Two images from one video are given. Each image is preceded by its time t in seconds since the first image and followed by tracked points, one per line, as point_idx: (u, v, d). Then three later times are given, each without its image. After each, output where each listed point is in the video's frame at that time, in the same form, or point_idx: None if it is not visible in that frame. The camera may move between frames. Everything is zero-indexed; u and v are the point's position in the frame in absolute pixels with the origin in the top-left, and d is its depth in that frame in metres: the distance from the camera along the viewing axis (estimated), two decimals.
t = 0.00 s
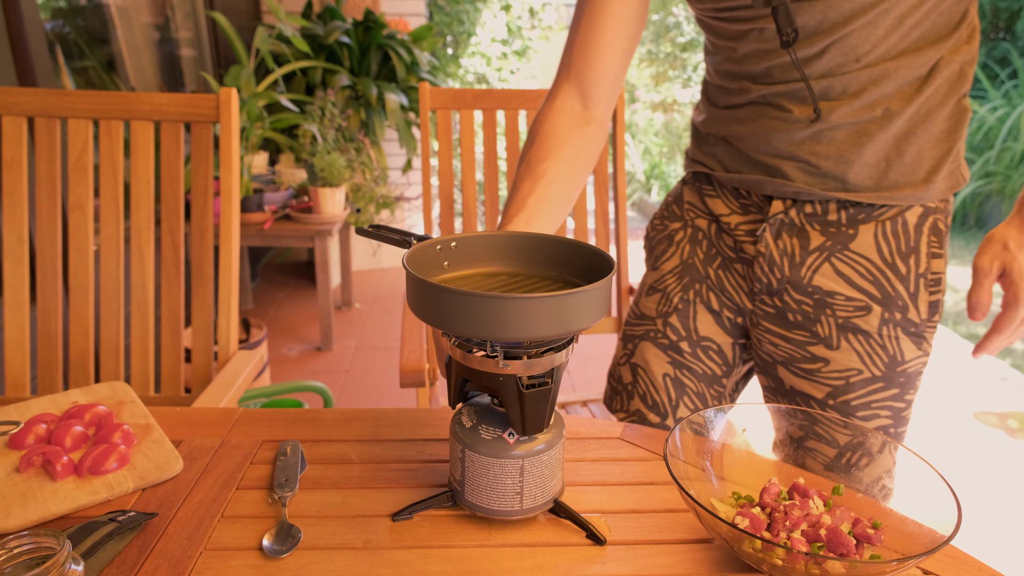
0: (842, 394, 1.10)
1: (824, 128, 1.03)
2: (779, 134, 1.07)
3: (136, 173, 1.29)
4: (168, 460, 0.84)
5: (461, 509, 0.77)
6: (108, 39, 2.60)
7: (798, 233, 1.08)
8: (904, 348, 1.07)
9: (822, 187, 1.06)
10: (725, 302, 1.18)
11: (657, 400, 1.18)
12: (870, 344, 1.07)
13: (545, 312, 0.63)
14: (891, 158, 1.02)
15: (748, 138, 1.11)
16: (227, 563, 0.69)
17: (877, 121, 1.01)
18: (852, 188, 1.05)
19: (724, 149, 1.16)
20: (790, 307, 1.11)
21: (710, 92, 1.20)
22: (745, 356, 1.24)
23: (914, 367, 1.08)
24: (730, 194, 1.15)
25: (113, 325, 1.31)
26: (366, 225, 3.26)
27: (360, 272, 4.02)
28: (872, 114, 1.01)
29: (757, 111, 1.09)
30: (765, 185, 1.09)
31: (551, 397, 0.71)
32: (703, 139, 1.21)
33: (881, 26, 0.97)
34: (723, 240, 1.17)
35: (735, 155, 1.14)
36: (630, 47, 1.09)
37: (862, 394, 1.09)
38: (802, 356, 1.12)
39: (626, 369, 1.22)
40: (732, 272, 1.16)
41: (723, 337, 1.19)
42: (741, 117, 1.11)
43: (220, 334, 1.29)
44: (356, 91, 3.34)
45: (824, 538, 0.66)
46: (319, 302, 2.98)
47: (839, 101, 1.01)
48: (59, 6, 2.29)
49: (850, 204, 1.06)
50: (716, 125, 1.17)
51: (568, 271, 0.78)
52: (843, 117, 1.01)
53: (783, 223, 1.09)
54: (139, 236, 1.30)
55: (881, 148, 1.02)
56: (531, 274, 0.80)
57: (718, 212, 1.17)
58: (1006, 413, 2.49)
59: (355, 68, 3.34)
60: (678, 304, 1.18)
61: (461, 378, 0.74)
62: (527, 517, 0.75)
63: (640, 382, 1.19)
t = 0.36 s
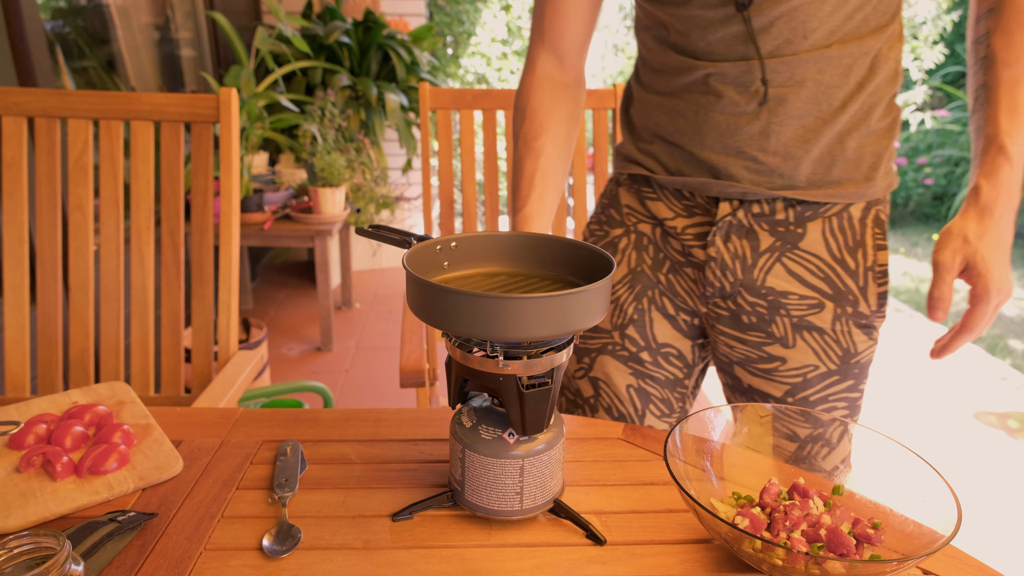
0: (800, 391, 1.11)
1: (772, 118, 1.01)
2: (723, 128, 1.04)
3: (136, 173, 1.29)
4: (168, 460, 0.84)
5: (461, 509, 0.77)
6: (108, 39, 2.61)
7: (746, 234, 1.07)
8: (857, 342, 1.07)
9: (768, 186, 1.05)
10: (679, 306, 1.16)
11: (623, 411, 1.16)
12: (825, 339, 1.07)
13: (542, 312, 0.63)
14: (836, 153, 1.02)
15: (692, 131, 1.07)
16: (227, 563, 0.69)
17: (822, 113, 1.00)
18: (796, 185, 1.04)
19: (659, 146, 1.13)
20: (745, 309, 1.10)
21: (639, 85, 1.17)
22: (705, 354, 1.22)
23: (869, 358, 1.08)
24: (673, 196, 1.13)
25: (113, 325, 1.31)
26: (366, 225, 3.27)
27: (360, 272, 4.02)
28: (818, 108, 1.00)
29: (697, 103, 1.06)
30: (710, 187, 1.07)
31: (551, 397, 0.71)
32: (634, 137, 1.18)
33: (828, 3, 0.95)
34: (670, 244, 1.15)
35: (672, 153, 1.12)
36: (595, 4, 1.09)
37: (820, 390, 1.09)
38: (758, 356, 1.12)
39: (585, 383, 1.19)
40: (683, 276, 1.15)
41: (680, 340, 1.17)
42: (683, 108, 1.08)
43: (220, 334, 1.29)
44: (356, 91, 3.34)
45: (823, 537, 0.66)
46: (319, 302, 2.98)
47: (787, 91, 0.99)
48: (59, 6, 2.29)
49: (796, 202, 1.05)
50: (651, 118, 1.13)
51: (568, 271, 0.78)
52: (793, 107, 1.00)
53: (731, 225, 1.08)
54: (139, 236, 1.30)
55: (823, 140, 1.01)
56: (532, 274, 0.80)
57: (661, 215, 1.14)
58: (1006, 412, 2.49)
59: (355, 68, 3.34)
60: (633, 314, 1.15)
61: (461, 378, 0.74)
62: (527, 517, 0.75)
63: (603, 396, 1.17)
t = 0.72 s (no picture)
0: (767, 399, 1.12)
1: (733, 115, 1.01)
2: (686, 125, 1.04)
3: (137, 173, 1.29)
4: (168, 460, 0.84)
5: (461, 510, 0.77)
6: (108, 39, 2.61)
7: (709, 235, 1.07)
8: (827, 350, 1.07)
9: (727, 186, 1.05)
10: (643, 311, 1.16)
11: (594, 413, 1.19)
12: (792, 346, 1.08)
13: (541, 312, 0.63)
14: (797, 155, 1.01)
15: (654, 126, 1.07)
16: (227, 563, 0.69)
17: (782, 114, 1.00)
18: (758, 187, 1.04)
19: (622, 137, 1.13)
20: (709, 314, 1.10)
21: (607, 77, 1.16)
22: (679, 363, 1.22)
23: (838, 368, 1.08)
24: (634, 196, 1.13)
25: (113, 325, 1.31)
26: (366, 226, 3.27)
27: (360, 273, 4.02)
28: (781, 109, 1.00)
29: (659, 95, 1.05)
30: (670, 185, 1.07)
31: (551, 397, 0.72)
32: (602, 128, 1.18)
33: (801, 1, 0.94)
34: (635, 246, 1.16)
35: (633, 147, 1.11)
36: None
37: (788, 399, 1.10)
38: (724, 364, 1.12)
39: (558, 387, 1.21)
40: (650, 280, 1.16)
41: (647, 345, 1.18)
42: (646, 101, 1.07)
43: (220, 334, 1.29)
44: (356, 91, 3.34)
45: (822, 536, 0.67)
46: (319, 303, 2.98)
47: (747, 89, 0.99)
48: (59, 6, 2.29)
49: (758, 202, 1.05)
50: (618, 107, 1.13)
51: (568, 271, 0.78)
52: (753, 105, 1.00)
53: (692, 226, 1.07)
54: (139, 236, 1.30)
55: (780, 139, 1.01)
56: (531, 274, 0.80)
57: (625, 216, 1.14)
58: (1006, 413, 2.49)
59: (355, 68, 3.34)
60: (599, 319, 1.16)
61: (461, 378, 0.74)
62: (527, 517, 0.75)
63: (575, 400, 1.20)
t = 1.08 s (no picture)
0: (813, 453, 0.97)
1: (797, 124, 0.89)
2: (740, 131, 0.94)
3: (137, 173, 1.29)
4: (168, 460, 0.84)
5: (461, 509, 0.77)
6: (108, 39, 2.61)
7: (761, 257, 0.95)
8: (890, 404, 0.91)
9: (786, 202, 0.93)
10: (692, 334, 1.05)
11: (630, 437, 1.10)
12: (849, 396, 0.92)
13: (542, 312, 0.63)
14: (872, 174, 0.87)
15: (710, 131, 0.97)
16: (227, 563, 0.69)
17: (857, 125, 0.86)
18: (823, 208, 0.91)
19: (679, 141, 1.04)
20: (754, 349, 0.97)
21: (676, 75, 1.06)
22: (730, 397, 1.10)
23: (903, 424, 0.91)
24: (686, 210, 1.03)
25: (113, 325, 1.31)
26: (366, 226, 3.27)
27: (360, 273, 4.02)
28: (859, 115, 0.86)
29: (721, 91, 0.95)
30: (722, 195, 0.97)
31: (551, 397, 0.72)
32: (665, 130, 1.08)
33: None
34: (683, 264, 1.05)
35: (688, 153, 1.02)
36: None
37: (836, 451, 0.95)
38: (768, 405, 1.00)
39: (594, 403, 1.14)
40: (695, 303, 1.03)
41: (697, 372, 1.06)
42: (708, 103, 0.97)
43: (220, 334, 1.29)
44: (356, 91, 3.34)
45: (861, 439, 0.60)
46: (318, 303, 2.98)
47: (816, 96, 0.87)
48: (59, 6, 2.29)
49: (821, 225, 0.92)
50: (682, 103, 1.03)
51: (568, 271, 0.78)
52: (822, 113, 0.87)
53: (743, 246, 0.96)
54: (139, 236, 1.30)
55: (856, 145, 0.87)
56: (531, 275, 0.80)
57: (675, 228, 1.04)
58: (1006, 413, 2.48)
59: (355, 68, 3.34)
60: (642, 336, 1.08)
61: (461, 378, 0.74)
62: (527, 517, 0.75)
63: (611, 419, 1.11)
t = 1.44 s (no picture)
0: (842, 462, 1.01)
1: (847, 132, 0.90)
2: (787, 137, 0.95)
3: (137, 173, 1.29)
4: (168, 460, 0.84)
5: (461, 510, 0.77)
6: (108, 39, 2.61)
7: (798, 271, 0.97)
8: (921, 416, 0.96)
9: (826, 215, 0.94)
10: (724, 339, 1.10)
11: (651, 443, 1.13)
12: (880, 409, 0.97)
13: (544, 313, 0.63)
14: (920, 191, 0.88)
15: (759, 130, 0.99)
16: (227, 563, 0.69)
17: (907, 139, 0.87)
18: (867, 224, 0.92)
19: (721, 144, 1.06)
20: (788, 359, 1.01)
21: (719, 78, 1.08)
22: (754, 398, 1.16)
23: (931, 436, 0.97)
24: (723, 216, 1.06)
25: (113, 325, 1.31)
26: (366, 226, 3.26)
27: (360, 273, 4.02)
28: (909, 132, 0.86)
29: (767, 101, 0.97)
30: (761, 206, 0.99)
31: (551, 397, 0.72)
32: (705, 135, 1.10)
33: None
34: (718, 271, 1.08)
35: (729, 157, 1.05)
36: None
37: (864, 462, 0.99)
38: (800, 416, 1.03)
39: (618, 405, 1.17)
40: (729, 308, 1.08)
41: (724, 377, 1.12)
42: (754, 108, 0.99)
43: (220, 334, 1.29)
44: (356, 91, 3.34)
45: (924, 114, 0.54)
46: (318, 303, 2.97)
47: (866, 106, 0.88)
48: (58, 7, 2.29)
49: (861, 241, 0.93)
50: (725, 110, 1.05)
51: (568, 271, 0.78)
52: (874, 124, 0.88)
53: (780, 260, 0.98)
54: (139, 236, 1.30)
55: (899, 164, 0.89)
56: (531, 274, 0.80)
57: (711, 236, 1.08)
58: (1006, 413, 2.48)
59: (354, 68, 3.34)
60: (672, 341, 1.11)
61: (461, 378, 0.74)
62: (527, 517, 0.75)
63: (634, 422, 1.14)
